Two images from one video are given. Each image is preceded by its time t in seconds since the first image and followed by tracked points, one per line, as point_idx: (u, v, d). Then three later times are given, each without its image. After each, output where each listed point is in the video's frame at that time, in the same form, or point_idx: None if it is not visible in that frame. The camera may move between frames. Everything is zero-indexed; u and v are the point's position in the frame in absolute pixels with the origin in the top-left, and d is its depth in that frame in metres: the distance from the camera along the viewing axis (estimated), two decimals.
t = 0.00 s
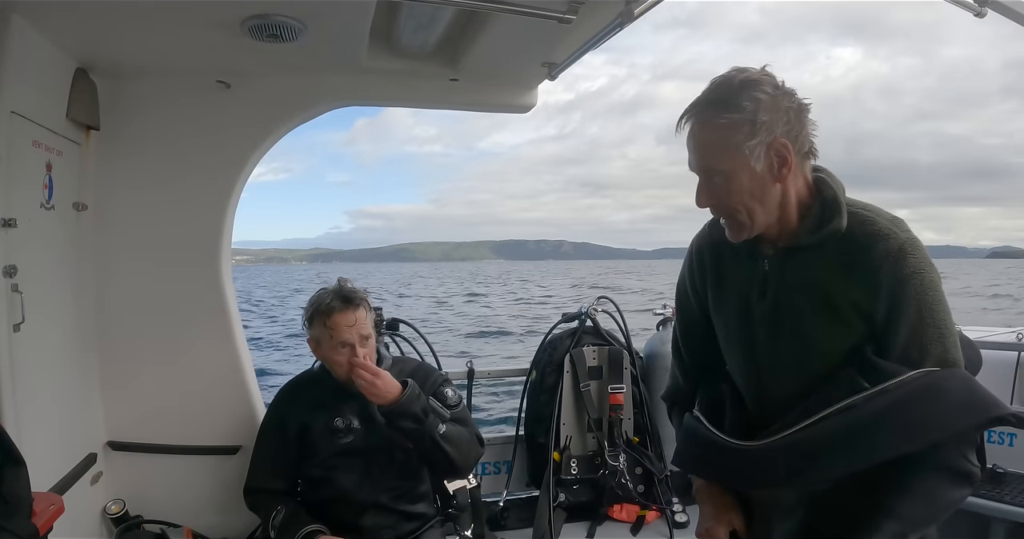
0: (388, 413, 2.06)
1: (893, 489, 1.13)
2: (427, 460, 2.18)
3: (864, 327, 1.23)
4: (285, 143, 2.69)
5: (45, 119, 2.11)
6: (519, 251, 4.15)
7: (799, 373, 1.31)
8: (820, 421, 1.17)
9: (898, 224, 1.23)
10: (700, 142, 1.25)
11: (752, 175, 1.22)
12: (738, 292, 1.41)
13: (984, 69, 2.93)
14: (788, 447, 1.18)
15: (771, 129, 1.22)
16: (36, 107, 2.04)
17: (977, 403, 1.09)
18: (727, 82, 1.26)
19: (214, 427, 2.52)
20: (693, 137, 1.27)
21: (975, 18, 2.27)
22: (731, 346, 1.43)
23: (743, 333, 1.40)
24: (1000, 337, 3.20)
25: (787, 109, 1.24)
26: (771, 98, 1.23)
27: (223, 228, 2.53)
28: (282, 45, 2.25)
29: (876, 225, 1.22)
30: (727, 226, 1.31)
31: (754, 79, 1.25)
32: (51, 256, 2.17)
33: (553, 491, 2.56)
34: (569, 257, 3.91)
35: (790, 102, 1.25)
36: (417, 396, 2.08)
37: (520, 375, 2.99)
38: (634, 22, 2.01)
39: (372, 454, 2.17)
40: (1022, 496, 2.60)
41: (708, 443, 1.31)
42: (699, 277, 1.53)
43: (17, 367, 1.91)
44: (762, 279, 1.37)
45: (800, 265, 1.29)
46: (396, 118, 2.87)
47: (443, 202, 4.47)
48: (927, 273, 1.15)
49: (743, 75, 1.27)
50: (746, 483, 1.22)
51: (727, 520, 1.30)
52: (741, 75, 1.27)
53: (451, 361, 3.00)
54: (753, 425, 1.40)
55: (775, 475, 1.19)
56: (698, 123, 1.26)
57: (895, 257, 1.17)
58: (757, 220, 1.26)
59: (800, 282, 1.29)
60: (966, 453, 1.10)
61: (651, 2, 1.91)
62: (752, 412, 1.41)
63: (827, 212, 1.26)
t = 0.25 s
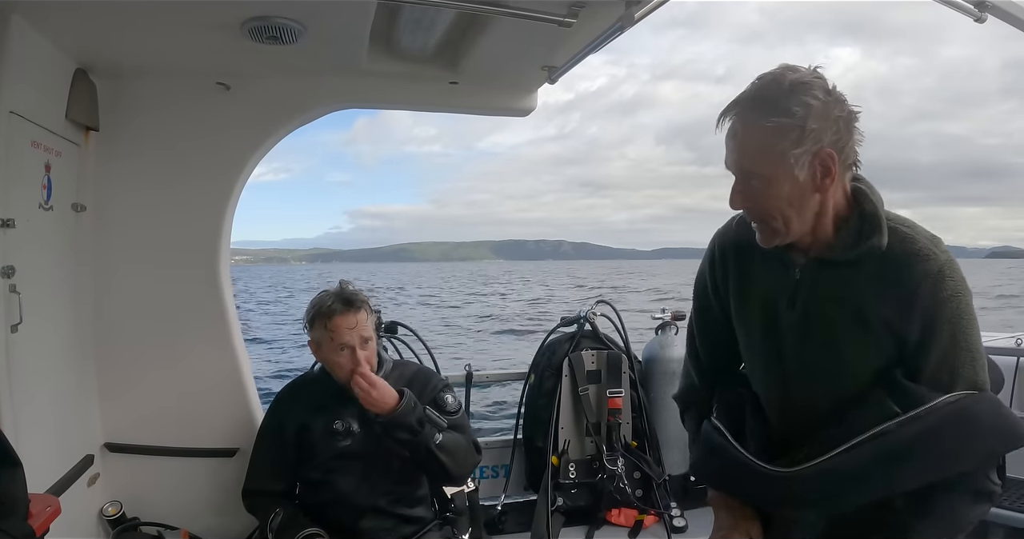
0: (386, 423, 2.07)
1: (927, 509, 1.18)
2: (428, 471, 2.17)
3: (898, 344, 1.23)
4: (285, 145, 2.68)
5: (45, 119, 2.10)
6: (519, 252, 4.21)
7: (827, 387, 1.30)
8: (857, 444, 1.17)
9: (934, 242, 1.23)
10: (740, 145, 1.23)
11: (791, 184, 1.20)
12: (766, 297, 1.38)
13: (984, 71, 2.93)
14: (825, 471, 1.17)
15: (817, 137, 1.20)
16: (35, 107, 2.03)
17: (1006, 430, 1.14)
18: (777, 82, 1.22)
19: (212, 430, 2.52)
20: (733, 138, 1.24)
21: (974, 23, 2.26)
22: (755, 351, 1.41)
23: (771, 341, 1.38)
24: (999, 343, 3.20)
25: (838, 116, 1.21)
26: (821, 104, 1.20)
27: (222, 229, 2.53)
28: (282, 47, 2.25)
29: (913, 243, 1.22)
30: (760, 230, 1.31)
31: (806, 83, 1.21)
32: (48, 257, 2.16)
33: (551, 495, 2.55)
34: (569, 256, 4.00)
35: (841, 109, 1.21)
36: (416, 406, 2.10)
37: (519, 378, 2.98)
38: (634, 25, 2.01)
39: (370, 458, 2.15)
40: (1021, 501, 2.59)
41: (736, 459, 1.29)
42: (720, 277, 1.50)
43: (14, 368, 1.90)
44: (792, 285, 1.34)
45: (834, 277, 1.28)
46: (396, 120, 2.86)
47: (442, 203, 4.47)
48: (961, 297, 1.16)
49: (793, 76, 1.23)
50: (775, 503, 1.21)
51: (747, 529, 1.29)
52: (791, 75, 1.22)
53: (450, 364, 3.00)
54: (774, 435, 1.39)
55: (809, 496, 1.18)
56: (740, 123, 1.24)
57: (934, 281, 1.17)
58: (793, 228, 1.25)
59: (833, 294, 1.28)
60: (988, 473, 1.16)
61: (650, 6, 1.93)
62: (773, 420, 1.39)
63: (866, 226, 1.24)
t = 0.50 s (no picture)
0: (389, 427, 2.04)
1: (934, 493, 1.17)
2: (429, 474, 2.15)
3: (900, 332, 1.22)
4: (284, 147, 2.67)
5: (43, 121, 2.10)
6: (517, 252, 4.21)
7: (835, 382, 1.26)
8: (872, 432, 1.14)
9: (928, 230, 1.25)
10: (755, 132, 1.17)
11: (805, 177, 1.17)
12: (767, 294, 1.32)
13: (985, 74, 2.92)
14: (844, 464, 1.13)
15: (831, 129, 1.17)
16: (33, 108, 2.02)
17: (1002, 406, 1.17)
18: (792, 73, 1.17)
19: (210, 432, 2.50)
20: (745, 126, 1.18)
21: (976, 26, 2.25)
22: (756, 349, 1.34)
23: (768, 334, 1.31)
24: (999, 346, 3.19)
25: (850, 109, 1.18)
26: (835, 97, 1.17)
27: (221, 231, 2.52)
28: (282, 48, 2.24)
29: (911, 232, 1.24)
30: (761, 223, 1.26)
31: (819, 76, 1.18)
32: (46, 259, 2.15)
33: (551, 499, 2.54)
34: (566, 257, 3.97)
35: (852, 104, 1.19)
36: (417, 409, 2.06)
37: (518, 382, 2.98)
38: (635, 28, 2.01)
39: (371, 461, 2.14)
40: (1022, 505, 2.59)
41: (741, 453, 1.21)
42: (710, 273, 1.41)
43: (11, 371, 1.89)
44: (795, 281, 1.28)
45: (839, 270, 1.24)
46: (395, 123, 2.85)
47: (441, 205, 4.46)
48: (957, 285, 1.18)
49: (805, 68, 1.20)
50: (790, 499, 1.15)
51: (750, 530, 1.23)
52: (803, 68, 1.19)
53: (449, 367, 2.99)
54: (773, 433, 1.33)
55: (826, 488, 1.14)
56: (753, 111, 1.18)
57: (935, 268, 1.19)
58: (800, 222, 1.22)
59: (840, 288, 1.24)
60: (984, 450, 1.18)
61: (652, 8, 1.92)
62: (775, 419, 1.32)
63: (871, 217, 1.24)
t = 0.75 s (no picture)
0: (401, 453, 2.09)
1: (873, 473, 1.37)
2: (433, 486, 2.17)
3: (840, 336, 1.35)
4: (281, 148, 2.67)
5: (41, 123, 2.10)
6: (516, 253, 3.88)
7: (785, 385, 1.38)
8: (826, 424, 1.34)
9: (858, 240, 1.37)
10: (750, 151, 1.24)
11: (790, 192, 1.28)
12: (722, 305, 1.43)
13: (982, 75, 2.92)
14: (797, 450, 1.36)
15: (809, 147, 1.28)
16: (29, 111, 2.02)
17: (933, 398, 1.39)
18: (771, 96, 1.28)
19: (208, 435, 2.50)
20: (753, 124, 1.24)
21: (973, 26, 2.25)
22: (714, 358, 1.44)
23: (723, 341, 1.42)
24: (997, 346, 3.19)
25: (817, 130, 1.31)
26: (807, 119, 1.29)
27: (218, 233, 2.51)
28: (279, 50, 2.24)
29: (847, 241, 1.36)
30: (744, 237, 1.35)
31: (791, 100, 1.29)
32: (43, 262, 2.15)
33: (547, 501, 2.56)
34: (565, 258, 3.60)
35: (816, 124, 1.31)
36: (427, 434, 2.09)
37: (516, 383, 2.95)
38: (632, 29, 2.00)
39: (371, 463, 2.13)
40: (1020, 505, 2.59)
41: (706, 445, 1.42)
42: (668, 286, 1.50)
43: (7, 374, 1.88)
44: (749, 292, 1.39)
45: (790, 281, 1.35)
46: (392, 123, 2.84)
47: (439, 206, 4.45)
48: (888, 291, 1.34)
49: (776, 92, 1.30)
50: (759, 483, 1.37)
51: (706, 524, 1.45)
52: (772, 93, 1.30)
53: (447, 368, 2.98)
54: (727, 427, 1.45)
55: (786, 471, 1.37)
56: (747, 130, 1.25)
57: (870, 278, 1.33)
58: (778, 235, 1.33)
59: (790, 298, 1.35)
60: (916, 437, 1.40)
61: (650, 8, 1.91)
62: (729, 418, 1.43)
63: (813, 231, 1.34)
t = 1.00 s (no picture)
0: None
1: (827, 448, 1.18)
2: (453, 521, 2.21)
3: (790, 325, 1.29)
4: (281, 152, 2.68)
5: (40, 129, 2.11)
6: (516, 253, 4.21)
7: (739, 373, 1.28)
8: (769, 383, 1.13)
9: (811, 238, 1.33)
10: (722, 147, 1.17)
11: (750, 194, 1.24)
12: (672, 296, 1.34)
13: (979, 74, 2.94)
14: (747, 401, 1.12)
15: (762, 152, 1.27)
16: (28, 116, 2.02)
17: (879, 368, 1.17)
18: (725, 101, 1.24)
19: (209, 438, 2.50)
20: (711, 133, 1.18)
21: (970, 26, 2.25)
22: (663, 348, 1.35)
23: (669, 337, 1.34)
24: (996, 344, 3.20)
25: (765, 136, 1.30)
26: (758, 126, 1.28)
27: (217, 237, 2.52)
28: (277, 55, 2.25)
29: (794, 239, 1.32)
30: (703, 238, 1.26)
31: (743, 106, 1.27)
32: (43, 267, 2.15)
33: (550, 502, 2.50)
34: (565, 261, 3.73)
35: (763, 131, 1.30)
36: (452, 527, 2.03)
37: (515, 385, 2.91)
38: (630, 32, 2.01)
39: (375, 467, 2.15)
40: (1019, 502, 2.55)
41: (659, 409, 1.20)
42: (621, 283, 1.43)
43: (9, 379, 1.89)
44: (700, 282, 1.31)
45: (741, 268, 1.28)
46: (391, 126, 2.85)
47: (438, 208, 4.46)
48: (830, 280, 1.29)
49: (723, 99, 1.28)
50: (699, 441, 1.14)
51: (670, 487, 1.22)
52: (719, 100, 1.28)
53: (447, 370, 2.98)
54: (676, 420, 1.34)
55: (736, 430, 1.12)
56: (715, 127, 1.18)
57: (814, 268, 1.27)
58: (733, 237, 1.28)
59: (743, 286, 1.28)
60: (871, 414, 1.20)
61: (647, 11, 1.92)
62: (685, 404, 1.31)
63: (759, 226, 1.30)
